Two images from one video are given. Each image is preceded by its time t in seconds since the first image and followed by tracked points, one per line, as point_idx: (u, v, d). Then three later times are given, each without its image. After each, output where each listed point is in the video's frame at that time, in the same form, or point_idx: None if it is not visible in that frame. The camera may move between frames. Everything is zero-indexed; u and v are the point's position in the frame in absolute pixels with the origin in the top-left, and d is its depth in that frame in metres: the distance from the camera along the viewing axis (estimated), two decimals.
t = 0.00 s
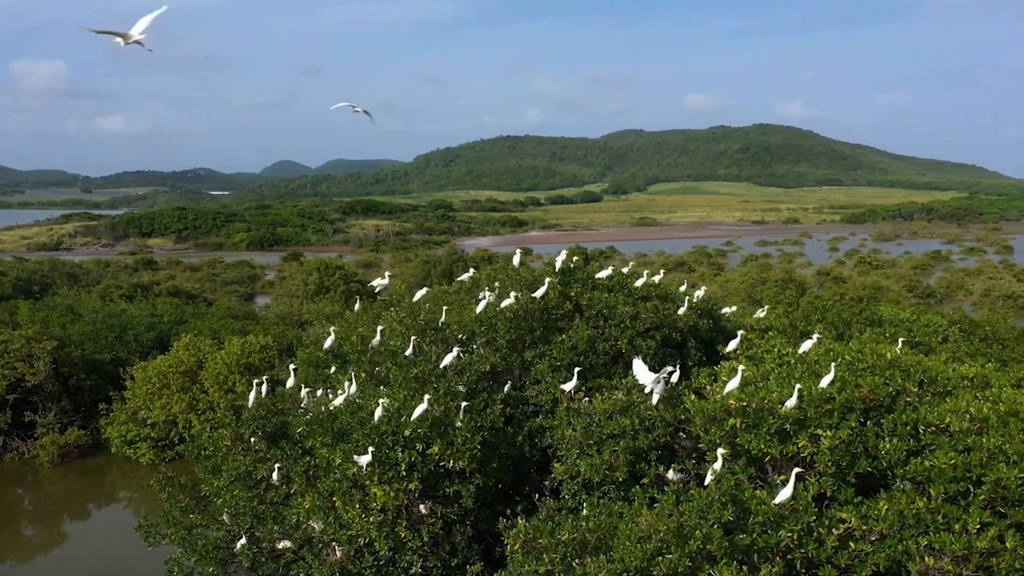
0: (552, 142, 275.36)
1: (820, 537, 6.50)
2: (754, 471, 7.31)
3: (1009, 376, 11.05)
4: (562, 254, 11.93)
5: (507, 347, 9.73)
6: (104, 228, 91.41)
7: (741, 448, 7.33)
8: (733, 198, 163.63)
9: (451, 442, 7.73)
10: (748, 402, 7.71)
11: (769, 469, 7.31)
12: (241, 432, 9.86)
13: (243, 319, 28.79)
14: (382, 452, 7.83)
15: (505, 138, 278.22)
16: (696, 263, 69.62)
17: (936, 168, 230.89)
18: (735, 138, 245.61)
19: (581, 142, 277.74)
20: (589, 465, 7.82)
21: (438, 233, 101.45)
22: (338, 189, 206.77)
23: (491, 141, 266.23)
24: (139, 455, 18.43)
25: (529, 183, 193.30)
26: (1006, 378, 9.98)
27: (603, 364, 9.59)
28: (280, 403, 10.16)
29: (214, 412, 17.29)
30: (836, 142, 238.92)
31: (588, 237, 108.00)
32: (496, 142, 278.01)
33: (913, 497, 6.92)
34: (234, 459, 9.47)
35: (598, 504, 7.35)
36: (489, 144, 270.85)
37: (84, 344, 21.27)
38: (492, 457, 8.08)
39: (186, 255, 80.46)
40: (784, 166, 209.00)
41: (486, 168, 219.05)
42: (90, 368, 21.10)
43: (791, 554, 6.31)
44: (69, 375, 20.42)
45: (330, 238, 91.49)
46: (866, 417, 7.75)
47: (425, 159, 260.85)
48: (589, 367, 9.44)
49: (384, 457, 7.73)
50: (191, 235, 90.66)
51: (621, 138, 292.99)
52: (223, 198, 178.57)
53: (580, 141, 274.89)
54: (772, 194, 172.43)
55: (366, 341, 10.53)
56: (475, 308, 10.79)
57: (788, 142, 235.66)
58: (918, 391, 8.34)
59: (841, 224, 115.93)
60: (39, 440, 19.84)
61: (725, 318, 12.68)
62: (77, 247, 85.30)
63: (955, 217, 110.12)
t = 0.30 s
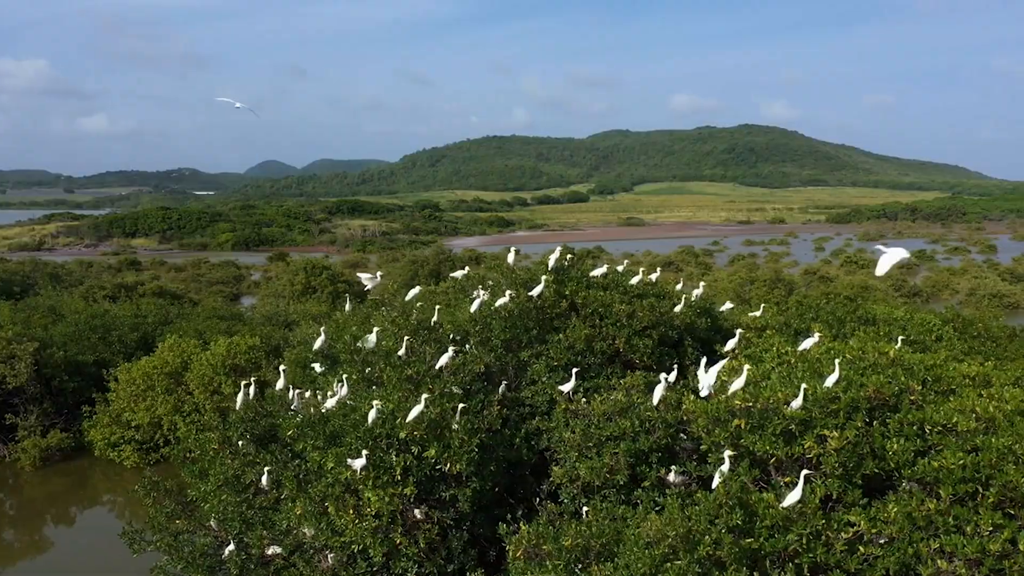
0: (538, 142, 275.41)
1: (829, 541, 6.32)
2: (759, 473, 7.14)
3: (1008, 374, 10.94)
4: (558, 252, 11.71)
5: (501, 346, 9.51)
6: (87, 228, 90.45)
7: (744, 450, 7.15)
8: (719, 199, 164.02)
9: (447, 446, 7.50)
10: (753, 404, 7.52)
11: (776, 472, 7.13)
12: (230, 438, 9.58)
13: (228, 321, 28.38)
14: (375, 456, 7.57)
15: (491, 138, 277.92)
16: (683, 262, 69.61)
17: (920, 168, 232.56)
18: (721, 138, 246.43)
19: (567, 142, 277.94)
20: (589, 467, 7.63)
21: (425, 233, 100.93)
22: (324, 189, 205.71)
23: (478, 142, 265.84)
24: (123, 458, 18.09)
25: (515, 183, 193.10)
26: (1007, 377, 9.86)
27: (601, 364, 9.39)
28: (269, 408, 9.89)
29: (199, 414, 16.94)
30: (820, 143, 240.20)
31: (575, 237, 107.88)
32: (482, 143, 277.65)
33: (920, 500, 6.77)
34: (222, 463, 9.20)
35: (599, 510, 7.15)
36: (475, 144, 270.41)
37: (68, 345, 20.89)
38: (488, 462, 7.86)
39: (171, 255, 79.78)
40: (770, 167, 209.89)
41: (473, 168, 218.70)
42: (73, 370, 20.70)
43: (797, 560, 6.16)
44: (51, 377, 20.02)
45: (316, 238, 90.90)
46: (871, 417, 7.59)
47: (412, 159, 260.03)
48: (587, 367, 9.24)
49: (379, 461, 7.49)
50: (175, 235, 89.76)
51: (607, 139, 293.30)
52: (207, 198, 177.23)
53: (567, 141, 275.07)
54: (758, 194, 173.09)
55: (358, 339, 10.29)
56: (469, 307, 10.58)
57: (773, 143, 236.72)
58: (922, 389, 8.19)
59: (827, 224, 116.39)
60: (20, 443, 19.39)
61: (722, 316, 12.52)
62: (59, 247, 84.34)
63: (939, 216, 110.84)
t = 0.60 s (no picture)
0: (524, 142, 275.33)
1: (840, 546, 6.15)
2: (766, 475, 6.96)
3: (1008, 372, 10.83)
4: (552, 250, 11.50)
5: (498, 346, 9.28)
6: (68, 228, 89.34)
7: (751, 452, 6.98)
8: (703, 199, 164.47)
9: (446, 450, 7.26)
10: (760, 405, 7.35)
11: (785, 475, 6.95)
12: (218, 440, 9.29)
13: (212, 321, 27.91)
14: (370, 459, 7.32)
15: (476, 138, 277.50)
16: (670, 262, 69.56)
17: (902, 169, 234.38)
18: (705, 138, 247.34)
19: (552, 143, 278.06)
20: (591, 470, 7.42)
21: (410, 233, 100.42)
22: (308, 189, 204.52)
23: (462, 142, 265.37)
24: (105, 462, 17.62)
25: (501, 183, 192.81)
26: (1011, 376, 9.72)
27: (600, 364, 9.18)
28: (259, 410, 9.61)
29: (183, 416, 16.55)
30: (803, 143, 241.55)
31: (560, 237, 107.73)
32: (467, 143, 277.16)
33: (931, 502, 6.60)
34: (210, 467, 8.91)
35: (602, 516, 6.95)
36: (460, 144, 269.84)
37: (48, 347, 20.41)
38: (487, 466, 7.64)
39: (153, 255, 78.94)
40: (753, 167, 210.85)
41: (458, 169, 218.23)
42: (54, 372, 20.22)
43: (810, 565, 5.97)
44: (32, 379, 19.55)
45: (301, 238, 90.21)
46: (879, 417, 7.43)
47: (396, 159, 259.11)
48: (585, 366, 9.03)
49: (375, 466, 7.22)
50: (157, 235, 88.75)
51: (592, 139, 293.54)
52: (190, 198, 175.74)
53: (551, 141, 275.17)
54: (742, 194, 173.75)
55: (349, 339, 10.02)
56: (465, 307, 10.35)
57: (756, 143, 237.88)
58: (929, 388, 8.04)
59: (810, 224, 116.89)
60: None
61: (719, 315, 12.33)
62: (38, 248, 83.21)
63: (921, 216, 111.66)
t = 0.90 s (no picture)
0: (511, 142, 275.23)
1: (850, 548, 6.03)
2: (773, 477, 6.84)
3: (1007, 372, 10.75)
4: (549, 248, 11.31)
5: (495, 346, 9.10)
6: (51, 228, 88.39)
7: (757, 453, 6.84)
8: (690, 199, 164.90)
9: (446, 453, 7.09)
10: (765, 406, 7.22)
11: (791, 476, 6.83)
12: (208, 442, 9.05)
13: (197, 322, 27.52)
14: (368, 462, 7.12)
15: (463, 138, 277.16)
16: (657, 262, 69.62)
17: (886, 169, 236.08)
18: (691, 139, 248.16)
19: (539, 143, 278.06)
20: (593, 472, 7.27)
21: (398, 233, 100.03)
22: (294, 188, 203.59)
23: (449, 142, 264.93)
24: (90, 464, 17.28)
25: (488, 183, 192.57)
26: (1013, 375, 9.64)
27: (599, 363, 9.04)
28: (251, 413, 9.40)
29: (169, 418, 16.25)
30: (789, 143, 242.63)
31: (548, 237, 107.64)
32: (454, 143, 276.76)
33: (940, 504, 6.49)
34: (200, 470, 8.68)
35: (605, 520, 6.78)
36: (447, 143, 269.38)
37: (31, 348, 20.04)
38: (487, 469, 7.47)
39: (138, 256, 78.17)
40: (739, 168, 211.64)
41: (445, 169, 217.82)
42: (37, 374, 19.86)
43: (820, 568, 5.85)
44: (14, 381, 19.19)
45: (287, 238, 89.63)
46: (885, 417, 7.31)
47: (383, 159, 258.30)
48: (585, 366, 8.87)
49: (373, 469, 7.02)
50: (142, 235, 87.97)
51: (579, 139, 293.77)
52: (175, 198, 174.48)
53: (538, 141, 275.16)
54: (728, 194, 174.30)
55: (343, 340, 9.82)
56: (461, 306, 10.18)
57: (742, 143, 238.96)
58: (935, 389, 7.93)
59: (797, 224, 117.38)
60: None
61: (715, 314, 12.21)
62: (21, 248, 82.26)
63: (906, 216, 112.38)
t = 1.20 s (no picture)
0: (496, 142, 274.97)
1: (866, 551, 5.89)
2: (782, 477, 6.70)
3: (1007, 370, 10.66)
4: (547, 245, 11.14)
5: (493, 344, 8.91)
6: (31, 228, 87.24)
7: (766, 452, 6.70)
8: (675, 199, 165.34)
9: (447, 454, 6.90)
10: (772, 405, 7.07)
11: (799, 476, 6.69)
12: (199, 443, 8.80)
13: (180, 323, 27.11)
14: (366, 464, 6.91)
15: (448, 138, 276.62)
16: (644, 262, 69.58)
17: (868, 170, 237.93)
18: (676, 139, 248.90)
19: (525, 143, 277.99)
20: (598, 472, 7.10)
21: (383, 233, 99.56)
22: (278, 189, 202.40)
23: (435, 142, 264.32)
24: (73, 467, 16.92)
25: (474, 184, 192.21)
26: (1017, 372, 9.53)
27: (600, 362, 8.89)
28: (243, 415, 9.15)
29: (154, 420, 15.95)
30: (773, 144, 243.84)
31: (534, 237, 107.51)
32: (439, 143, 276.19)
33: (952, 503, 6.36)
34: (191, 473, 8.44)
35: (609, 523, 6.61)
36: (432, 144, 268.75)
37: (12, 350, 19.64)
38: (488, 471, 7.29)
39: (121, 256, 77.22)
40: (724, 168, 212.50)
41: (430, 169, 217.26)
42: (18, 375, 19.46)
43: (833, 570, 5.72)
44: None
45: (272, 238, 88.93)
46: (893, 414, 7.19)
47: (368, 159, 257.28)
48: (586, 364, 8.71)
49: (372, 471, 6.83)
50: (124, 235, 87.00)
51: (564, 139, 293.84)
52: (157, 198, 172.90)
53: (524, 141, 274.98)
54: (713, 194, 174.93)
55: (337, 338, 9.61)
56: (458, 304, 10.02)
57: (727, 143, 239.92)
58: (942, 387, 7.81)
59: (781, 224, 117.89)
60: None
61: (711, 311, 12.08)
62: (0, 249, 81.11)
63: (890, 216, 113.15)
